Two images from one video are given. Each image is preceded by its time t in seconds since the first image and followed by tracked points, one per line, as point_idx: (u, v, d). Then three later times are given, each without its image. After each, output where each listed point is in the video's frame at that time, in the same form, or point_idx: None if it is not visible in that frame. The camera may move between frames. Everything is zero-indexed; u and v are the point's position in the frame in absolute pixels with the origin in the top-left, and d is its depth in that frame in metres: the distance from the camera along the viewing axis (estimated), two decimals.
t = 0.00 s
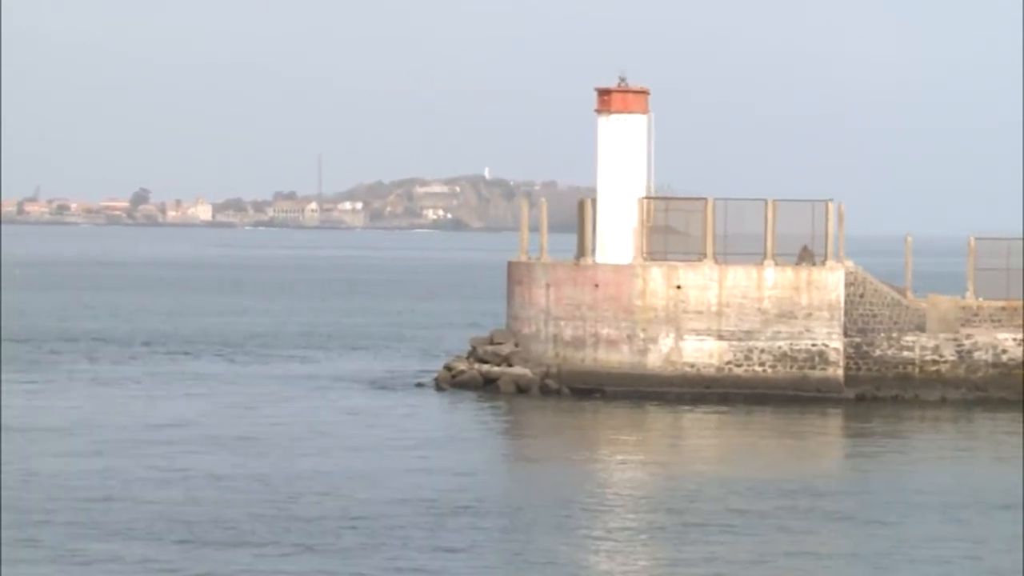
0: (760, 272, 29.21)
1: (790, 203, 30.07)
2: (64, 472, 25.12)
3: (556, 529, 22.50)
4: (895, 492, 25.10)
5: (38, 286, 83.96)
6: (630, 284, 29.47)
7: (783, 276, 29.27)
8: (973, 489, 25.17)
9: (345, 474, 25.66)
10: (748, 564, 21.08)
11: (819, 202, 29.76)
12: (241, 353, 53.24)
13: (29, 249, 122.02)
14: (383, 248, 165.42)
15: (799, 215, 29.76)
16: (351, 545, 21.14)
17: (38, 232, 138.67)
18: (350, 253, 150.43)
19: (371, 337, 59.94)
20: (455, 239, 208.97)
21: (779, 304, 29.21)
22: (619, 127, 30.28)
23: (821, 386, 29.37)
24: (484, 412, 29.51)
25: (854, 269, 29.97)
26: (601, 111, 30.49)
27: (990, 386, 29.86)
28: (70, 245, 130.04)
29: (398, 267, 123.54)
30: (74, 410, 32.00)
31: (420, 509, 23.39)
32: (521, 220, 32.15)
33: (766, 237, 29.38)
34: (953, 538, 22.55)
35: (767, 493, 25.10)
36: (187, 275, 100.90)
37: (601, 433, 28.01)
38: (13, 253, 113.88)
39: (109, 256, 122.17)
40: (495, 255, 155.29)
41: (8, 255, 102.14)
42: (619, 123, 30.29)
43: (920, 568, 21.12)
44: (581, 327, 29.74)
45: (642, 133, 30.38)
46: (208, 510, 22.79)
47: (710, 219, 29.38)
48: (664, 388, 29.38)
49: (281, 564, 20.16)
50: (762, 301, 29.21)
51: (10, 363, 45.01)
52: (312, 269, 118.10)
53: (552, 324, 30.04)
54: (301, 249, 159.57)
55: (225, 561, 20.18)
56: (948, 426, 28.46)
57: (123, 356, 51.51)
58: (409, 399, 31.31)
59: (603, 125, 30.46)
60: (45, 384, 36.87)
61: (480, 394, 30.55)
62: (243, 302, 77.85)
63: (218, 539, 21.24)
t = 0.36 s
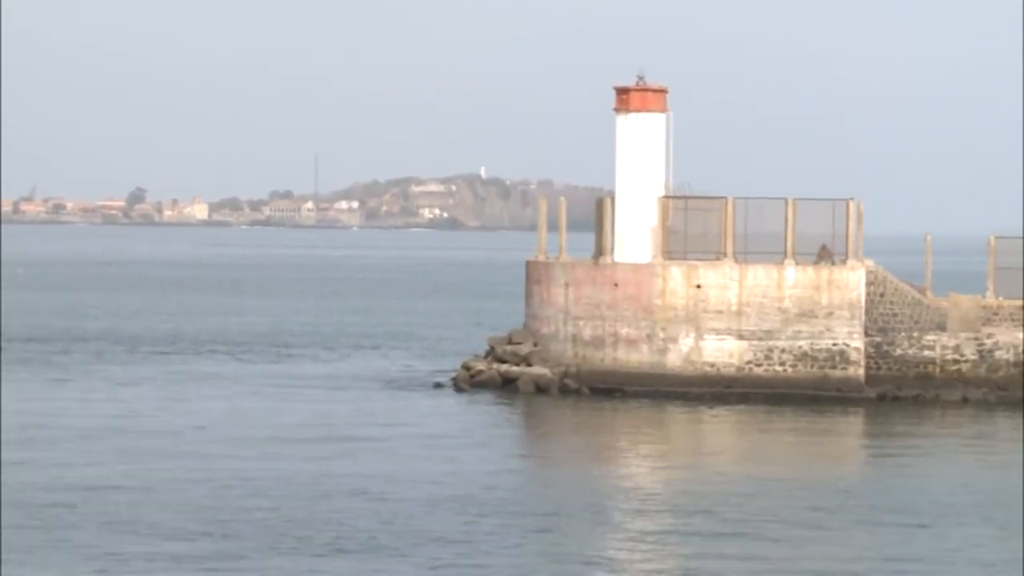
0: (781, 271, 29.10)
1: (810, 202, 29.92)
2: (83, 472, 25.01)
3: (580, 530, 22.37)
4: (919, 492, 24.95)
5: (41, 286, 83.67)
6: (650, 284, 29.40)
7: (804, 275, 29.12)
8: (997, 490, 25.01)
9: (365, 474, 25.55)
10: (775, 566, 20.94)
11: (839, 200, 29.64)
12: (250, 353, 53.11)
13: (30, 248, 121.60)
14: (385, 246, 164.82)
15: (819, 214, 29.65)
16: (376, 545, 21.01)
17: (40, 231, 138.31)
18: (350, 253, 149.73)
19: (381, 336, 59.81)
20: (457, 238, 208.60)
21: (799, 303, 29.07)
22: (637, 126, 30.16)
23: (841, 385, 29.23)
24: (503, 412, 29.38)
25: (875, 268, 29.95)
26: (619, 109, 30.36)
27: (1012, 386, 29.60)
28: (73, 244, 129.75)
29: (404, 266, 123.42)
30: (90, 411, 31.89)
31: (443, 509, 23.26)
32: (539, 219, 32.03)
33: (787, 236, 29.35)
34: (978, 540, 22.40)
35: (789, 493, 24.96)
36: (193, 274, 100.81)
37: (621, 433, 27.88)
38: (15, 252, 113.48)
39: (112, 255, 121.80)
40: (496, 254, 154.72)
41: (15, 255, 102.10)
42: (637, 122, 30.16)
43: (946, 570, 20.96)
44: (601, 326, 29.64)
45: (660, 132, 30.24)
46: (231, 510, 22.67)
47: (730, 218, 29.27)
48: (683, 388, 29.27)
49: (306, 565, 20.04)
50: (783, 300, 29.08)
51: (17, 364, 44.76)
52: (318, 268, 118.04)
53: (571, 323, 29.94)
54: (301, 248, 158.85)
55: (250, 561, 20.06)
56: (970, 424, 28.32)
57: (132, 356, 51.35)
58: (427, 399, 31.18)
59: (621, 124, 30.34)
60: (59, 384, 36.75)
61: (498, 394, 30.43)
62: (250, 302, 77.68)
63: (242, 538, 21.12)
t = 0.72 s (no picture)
0: (802, 269, 28.91)
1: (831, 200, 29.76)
2: (103, 472, 24.87)
3: (606, 530, 22.24)
4: (943, 491, 24.77)
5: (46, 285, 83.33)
6: (670, 282, 29.26)
7: (825, 273, 28.93)
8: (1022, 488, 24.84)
9: (387, 474, 25.42)
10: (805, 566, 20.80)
11: (861, 198, 29.51)
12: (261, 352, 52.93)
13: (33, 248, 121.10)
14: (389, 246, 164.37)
15: (841, 212, 29.52)
16: (402, 545, 20.88)
17: (44, 230, 137.96)
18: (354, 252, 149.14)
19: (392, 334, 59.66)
20: (462, 236, 208.27)
21: (821, 302, 28.91)
22: (656, 124, 30.02)
23: (863, 384, 29.08)
24: (523, 411, 29.22)
25: (896, 266, 29.79)
26: (638, 107, 30.22)
27: None
28: (76, 243, 129.38)
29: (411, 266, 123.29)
30: (106, 411, 31.73)
31: (466, 509, 23.14)
32: (557, 217, 31.90)
33: (807, 234, 29.25)
34: (1006, 540, 22.24)
35: (814, 492, 24.81)
36: (201, 273, 100.63)
37: (642, 432, 27.73)
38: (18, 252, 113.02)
39: (116, 254, 121.39)
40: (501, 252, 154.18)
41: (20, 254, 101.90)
42: (657, 119, 30.02)
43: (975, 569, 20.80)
44: (621, 325, 29.52)
45: (680, 129, 30.08)
46: (254, 510, 22.53)
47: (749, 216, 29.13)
48: (704, 388, 29.13)
49: (333, 565, 19.91)
50: (804, 299, 28.92)
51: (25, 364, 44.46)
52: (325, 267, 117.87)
53: (591, 322, 29.83)
54: (303, 248, 158.19)
55: (278, 562, 19.92)
56: (993, 423, 28.16)
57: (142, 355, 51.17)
58: (445, 398, 31.03)
59: (640, 122, 30.21)
60: (72, 384, 36.56)
61: (518, 393, 30.28)
62: (258, 300, 77.46)
63: (267, 538, 20.99)
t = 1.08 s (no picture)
0: (820, 267, 28.80)
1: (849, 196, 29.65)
2: (122, 471, 24.66)
3: (632, 528, 22.14)
4: (965, 488, 24.65)
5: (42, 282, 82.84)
6: (688, 279, 29.13)
7: (843, 269, 28.81)
8: None
9: (408, 472, 25.28)
10: (837, 564, 20.68)
11: (879, 195, 29.40)
12: (266, 350, 52.71)
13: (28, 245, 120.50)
14: (384, 243, 163.97)
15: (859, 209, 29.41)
16: (430, 543, 20.76)
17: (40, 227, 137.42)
18: (348, 249, 148.67)
19: (399, 332, 59.51)
20: (458, 233, 208.07)
21: (839, 299, 28.78)
22: (673, 120, 29.88)
23: (882, 381, 28.96)
24: (540, 409, 29.11)
25: (914, 264, 29.50)
26: (654, 103, 30.07)
27: None
28: (73, 240, 128.89)
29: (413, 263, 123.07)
30: (118, 410, 31.47)
31: (488, 507, 23.01)
32: (572, 213, 31.76)
33: (826, 231, 29.13)
34: None
35: (837, 490, 24.67)
36: (203, 270, 100.36)
37: (661, 430, 27.61)
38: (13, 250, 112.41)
39: (112, 251, 120.85)
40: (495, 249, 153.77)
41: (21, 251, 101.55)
42: (673, 116, 29.87)
43: (1004, 568, 20.69)
44: (638, 322, 29.41)
45: (696, 125, 29.94)
46: (274, 508, 22.39)
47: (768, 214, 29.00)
48: (722, 385, 29.02)
49: (364, 563, 19.77)
50: (822, 296, 28.78)
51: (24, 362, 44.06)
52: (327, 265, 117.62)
53: (607, 319, 29.71)
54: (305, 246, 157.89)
55: (307, 561, 19.76)
56: (1013, 420, 28.06)
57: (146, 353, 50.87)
58: (461, 396, 30.90)
59: (657, 118, 30.05)
60: (79, 383, 36.28)
61: (534, 390, 30.16)
62: (260, 298, 77.18)
63: (289, 536, 20.85)
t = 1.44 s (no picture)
0: (842, 264, 28.67)
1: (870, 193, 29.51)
2: (144, 471, 24.48)
3: (662, 525, 22.05)
4: (990, 485, 24.52)
5: (38, 281, 82.34)
6: (708, 277, 29.04)
7: (865, 267, 28.69)
8: None
9: (431, 469, 25.17)
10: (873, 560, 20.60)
11: (901, 192, 29.31)
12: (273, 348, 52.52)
13: (22, 244, 119.83)
14: (386, 240, 163.80)
15: (881, 205, 29.27)
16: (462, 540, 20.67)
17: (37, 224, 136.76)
18: (345, 247, 148.32)
19: (410, 329, 59.38)
20: (454, 230, 207.91)
21: (860, 296, 28.66)
22: (692, 117, 29.74)
23: (904, 379, 28.84)
24: (560, 407, 28.99)
25: (935, 261, 29.50)
26: (673, 100, 29.92)
27: None
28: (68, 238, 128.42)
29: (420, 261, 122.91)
30: (134, 410, 31.27)
31: (512, 505, 22.90)
32: (591, 211, 31.65)
33: (847, 228, 28.99)
34: None
35: (862, 488, 24.57)
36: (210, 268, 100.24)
37: (682, 428, 27.50)
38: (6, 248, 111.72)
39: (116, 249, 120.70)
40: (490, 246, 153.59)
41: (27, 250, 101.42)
42: (692, 113, 29.73)
43: None
44: (658, 320, 29.32)
45: (715, 122, 29.79)
46: (297, 506, 22.28)
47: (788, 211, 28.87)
48: (743, 383, 28.92)
49: (399, 559, 19.66)
50: (844, 294, 28.66)
51: (25, 360, 43.67)
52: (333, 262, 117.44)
53: (627, 317, 29.62)
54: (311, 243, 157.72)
55: (343, 557, 19.64)
56: None
57: (152, 352, 50.56)
58: (480, 395, 30.79)
59: (676, 115, 29.91)
60: (86, 383, 36.04)
61: (554, 389, 30.06)
62: (259, 296, 76.90)
63: (314, 534, 20.74)
